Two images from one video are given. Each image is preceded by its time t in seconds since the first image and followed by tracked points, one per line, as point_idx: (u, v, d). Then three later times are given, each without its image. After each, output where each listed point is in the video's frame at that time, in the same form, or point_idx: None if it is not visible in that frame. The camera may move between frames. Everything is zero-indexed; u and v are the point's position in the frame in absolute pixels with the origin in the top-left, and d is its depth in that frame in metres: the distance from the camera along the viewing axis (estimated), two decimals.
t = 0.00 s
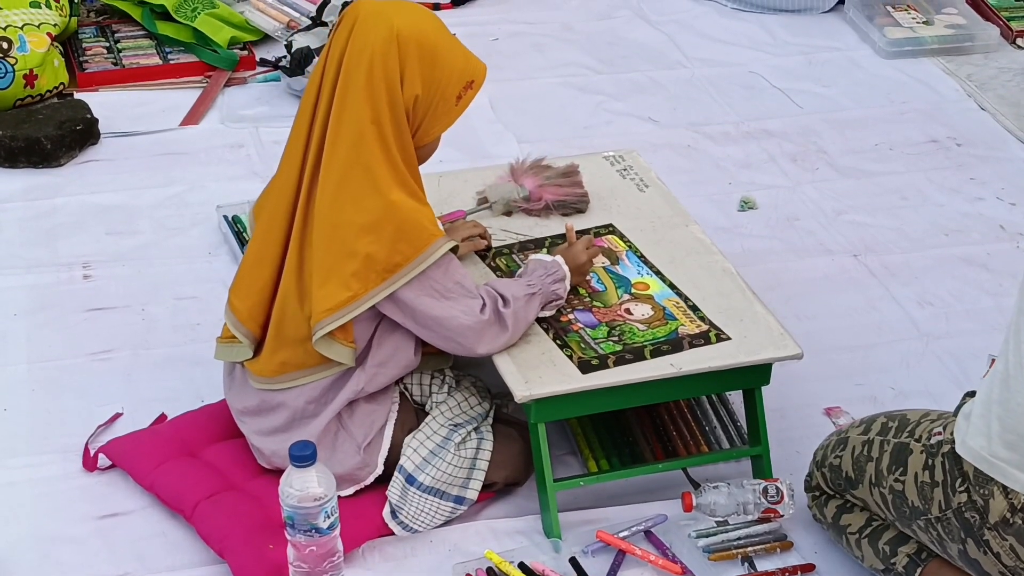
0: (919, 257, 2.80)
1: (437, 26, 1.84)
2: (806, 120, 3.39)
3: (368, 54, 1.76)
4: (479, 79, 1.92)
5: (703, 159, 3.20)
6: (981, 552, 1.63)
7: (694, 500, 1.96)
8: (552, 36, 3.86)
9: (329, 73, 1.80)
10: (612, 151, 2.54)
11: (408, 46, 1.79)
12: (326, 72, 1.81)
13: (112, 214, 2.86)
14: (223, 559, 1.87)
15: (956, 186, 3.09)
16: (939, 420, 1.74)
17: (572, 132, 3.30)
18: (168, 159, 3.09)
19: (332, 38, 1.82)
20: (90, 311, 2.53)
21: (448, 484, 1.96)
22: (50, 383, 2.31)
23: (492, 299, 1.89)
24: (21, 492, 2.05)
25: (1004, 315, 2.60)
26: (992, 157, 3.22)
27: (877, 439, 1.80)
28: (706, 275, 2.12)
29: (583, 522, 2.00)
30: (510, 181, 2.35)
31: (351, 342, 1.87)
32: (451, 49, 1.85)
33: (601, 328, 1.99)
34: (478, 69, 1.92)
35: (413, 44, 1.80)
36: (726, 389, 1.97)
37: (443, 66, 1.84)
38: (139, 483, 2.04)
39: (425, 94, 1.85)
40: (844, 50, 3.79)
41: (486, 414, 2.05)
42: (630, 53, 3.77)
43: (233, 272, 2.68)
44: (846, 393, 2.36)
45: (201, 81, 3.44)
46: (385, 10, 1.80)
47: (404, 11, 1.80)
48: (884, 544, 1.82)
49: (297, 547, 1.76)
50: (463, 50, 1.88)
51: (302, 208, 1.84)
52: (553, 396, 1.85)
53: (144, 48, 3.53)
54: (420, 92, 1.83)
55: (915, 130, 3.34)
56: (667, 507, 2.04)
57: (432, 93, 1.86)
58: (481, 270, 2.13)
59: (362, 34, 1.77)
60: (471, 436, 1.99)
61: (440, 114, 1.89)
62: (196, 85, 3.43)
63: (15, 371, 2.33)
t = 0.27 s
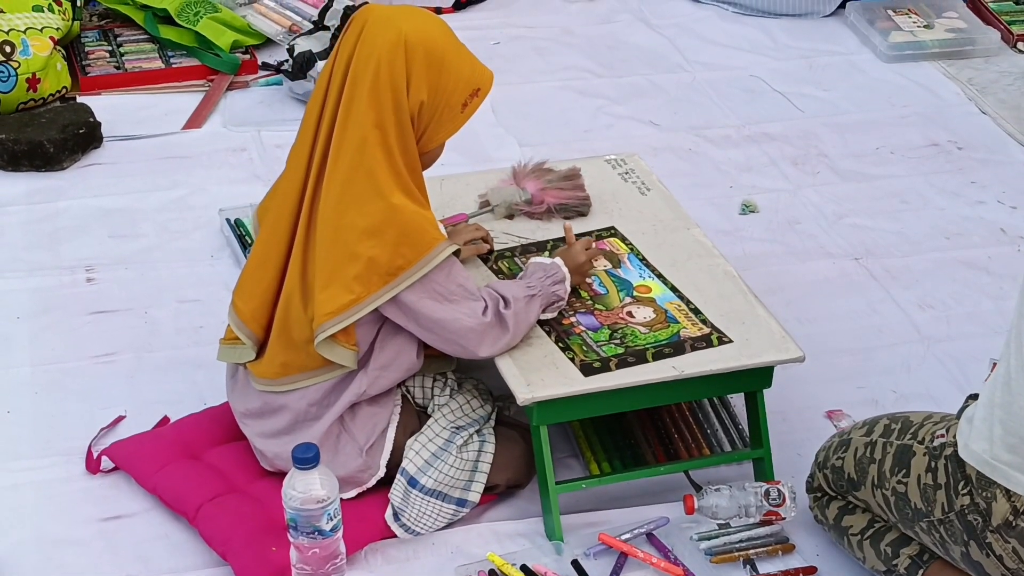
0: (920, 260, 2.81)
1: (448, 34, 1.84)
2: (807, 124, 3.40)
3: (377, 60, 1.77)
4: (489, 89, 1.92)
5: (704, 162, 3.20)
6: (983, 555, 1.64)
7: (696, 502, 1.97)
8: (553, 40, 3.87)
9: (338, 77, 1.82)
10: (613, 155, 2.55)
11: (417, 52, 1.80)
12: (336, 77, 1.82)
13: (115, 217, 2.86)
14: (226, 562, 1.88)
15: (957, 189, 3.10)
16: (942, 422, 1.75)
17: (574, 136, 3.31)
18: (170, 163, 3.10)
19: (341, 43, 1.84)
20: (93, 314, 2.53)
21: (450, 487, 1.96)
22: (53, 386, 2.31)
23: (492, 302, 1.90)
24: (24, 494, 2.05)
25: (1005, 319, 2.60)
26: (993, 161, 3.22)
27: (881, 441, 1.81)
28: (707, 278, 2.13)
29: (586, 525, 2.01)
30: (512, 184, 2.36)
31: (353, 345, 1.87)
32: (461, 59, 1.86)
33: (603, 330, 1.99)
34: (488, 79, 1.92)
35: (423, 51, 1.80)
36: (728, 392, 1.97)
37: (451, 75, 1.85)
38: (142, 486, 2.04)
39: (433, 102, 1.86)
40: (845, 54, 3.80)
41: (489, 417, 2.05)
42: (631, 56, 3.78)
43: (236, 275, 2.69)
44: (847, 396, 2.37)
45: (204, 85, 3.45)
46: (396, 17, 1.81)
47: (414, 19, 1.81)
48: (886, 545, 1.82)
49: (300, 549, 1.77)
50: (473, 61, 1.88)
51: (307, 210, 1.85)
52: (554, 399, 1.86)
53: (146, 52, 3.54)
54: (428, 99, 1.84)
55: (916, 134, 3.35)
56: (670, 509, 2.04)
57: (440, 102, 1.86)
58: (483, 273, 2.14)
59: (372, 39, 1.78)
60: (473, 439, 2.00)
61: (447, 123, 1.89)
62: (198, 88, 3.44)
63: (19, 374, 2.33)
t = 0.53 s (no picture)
0: (919, 263, 2.81)
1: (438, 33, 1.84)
2: (807, 126, 3.40)
3: (370, 63, 1.77)
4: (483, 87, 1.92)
5: (704, 165, 3.21)
6: (981, 557, 1.63)
7: (697, 505, 1.97)
8: (552, 42, 3.87)
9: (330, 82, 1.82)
10: (614, 157, 2.55)
11: (408, 54, 1.80)
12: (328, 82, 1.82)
13: (115, 220, 2.86)
14: (227, 564, 1.87)
15: (957, 192, 3.10)
16: (940, 426, 1.74)
17: (574, 138, 3.31)
18: (170, 165, 3.10)
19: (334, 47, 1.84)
20: (94, 317, 2.53)
21: (451, 489, 1.96)
22: (53, 388, 2.31)
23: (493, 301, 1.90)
24: (25, 497, 2.05)
25: (1005, 321, 2.60)
26: (992, 163, 3.22)
27: (882, 446, 1.81)
28: (707, 280, 2.13)
29: (586, 528, 2.00)
30: (512, 187, 2.36)
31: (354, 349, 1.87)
32: (453, 58, 1.86)
33: (604, 333, 1.99)
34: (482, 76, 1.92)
35: (413, 51, 1.80)
36: (728, 395, 1.97)
37: (442, 74, 1.84)
38: (142, 489, 2.04)
39: (426, 103, 1.86)
40: (845, 57, 3.80)
41: (490, 419, 2.05)
42: (631, 59, 3.78)
43: (236, 278, 2.68)
44: (848, 399, 2.37)
45: (204, 87, 3.45)
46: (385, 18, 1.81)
47: (403, 20, 1.81)
48: (891, 549, 1.83)
49: (301, 552, 1.78)
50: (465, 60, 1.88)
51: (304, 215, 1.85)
52: (553, 402, 1.85)
53: (146, 55, 3.54)
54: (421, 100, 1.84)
55: (916, 137, 3.35)
56: (670, 512, 2.04)
57: (432, 101, 1.86)
58: (483, 275, 2.13)
59: (362, 42, 1.79)
60: (474, 441, 1.99)
61: (441, 122, 1.89)
62: (198, 91, 3.44)
63: (19, 376, 2.33)
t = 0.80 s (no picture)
0: (920, 268, 2.81)
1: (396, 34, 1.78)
2: (807, 132, 3.40)
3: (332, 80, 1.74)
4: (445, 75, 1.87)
5: (704, 170, 3.21)
6: (983, 562, 1.63)
7: (699, 511, 1.95)
8: (553, 47, 3.87)
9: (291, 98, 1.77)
10: (615, 162, 2.55)
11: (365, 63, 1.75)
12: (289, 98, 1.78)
13: (116, 225, 2.86)
14: (228, 570, 1.87)
15: (957, 197, 3.10)
16: (942, 432, 1.74)
17: (574, 143, 3.31)
18: (171, 171, 3.10)
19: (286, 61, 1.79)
20: (95, 322, 2.53)
21: (454, 494, 1.95)
22: (54, 394, 2.31)
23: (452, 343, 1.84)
24: (26, 502, 2.05)
25: (1006, 327, 2.60)
26: (993, 169, 3.22)
27: (884, 452, 1.80)
28: (709, 285, 2.13)
29: (588, 533, 2.00)
30: (513, 192, 2.35)
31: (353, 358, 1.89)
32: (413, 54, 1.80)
33: (615, 342, 1.98)
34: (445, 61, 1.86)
35: (370, 59, 1.75)
36: (731, 400, 1.98)
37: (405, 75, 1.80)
38: (144, 494, 2.04)
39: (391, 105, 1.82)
40: (846, 62, 3.81)
41: (492, 424, 2.04)
42: (632, 64, 3.78)
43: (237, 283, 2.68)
44: (849, 404, 2.37)
45: (205, 92, 3.45)
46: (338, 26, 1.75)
47: (356, 26, 1.75)
48: (892, 557, 1.82)
49: (302, 558, 1.78)
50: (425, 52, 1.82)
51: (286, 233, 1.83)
52: (556, 408, 1.85)
53: (147, 60, 3.55)
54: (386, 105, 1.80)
55: (917, 142, 3.35)
56: (672, 518, 2.04)
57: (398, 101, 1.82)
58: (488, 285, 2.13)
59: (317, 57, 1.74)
60: (477, 446, 1.99)
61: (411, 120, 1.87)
62: (199, 96, 3.44)
63: (20, 382, 2.33)
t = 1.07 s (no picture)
0: (922, 270, 2.80)
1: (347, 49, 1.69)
2: (808, 133, 3.40)
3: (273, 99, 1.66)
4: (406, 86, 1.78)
5: (705, 171, 3.21)
6: (987, 562, 1.62)
7: (699, 513, 1.94)
8: (554, 49, 3.87)
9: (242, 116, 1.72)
10: (615, 164, 2.54)
11: (309, 81, 1.66)
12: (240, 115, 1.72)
13: (117, 226, 2.86)
14: (228, 572, 1.87)
15: (959, 199, 3.09)
16: (945, 432, 1.74)
17: (575, 144, 3.30)
18: (171, 172, 3.09)
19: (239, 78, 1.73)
20: (95, 323, 2.53)
21: (451, 496, 1.96)
22: (54, 395, 2.31)
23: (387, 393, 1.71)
24: (25, 504, 2.05)
25: (1008, 328, 2.60)
26: (995, 170, 3.22)
27: (886, 453, 1.80)
28: (710, 286, 2.13)
29: (588, 535, 2.00)
30: (513, 194, 2.35)
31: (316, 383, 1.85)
32: (364, 67, 1.70)
33: (626, 347, 1.97)
34: (402, 72, 1.76)
35: (315, 77, 1.66)
36: (732, 402, 1.97)
37: (356, 92, 1.70)
38: (144, 496, 2.03)
39: (343, 122, 1.72)
40: (847, 63, 3.80)
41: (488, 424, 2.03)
42: (633, 65, 3.78)
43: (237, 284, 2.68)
44: (850, 406, 2.36)
45: (205, 93, 3.46)
46: (287, 41, 1.67)
47: (304, 41, 1.67)
48: (894, 558, 1.82)
49: (302, 560, 1.78)
50: (381, 65, 1.72)
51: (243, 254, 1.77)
52: (556, 409, 1.85)
53: (148, 61, 3.54)
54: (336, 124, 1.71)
55: (918, 143, 3.35)
56: (672, 519, 2.04)
57: (351, 118, 1.73)
58: (492, 292, 2.11)
59: (262, 74, 1.67)
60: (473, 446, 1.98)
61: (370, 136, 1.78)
62: (199, 97, 3.44)
63: (20, 383, 2.33)
